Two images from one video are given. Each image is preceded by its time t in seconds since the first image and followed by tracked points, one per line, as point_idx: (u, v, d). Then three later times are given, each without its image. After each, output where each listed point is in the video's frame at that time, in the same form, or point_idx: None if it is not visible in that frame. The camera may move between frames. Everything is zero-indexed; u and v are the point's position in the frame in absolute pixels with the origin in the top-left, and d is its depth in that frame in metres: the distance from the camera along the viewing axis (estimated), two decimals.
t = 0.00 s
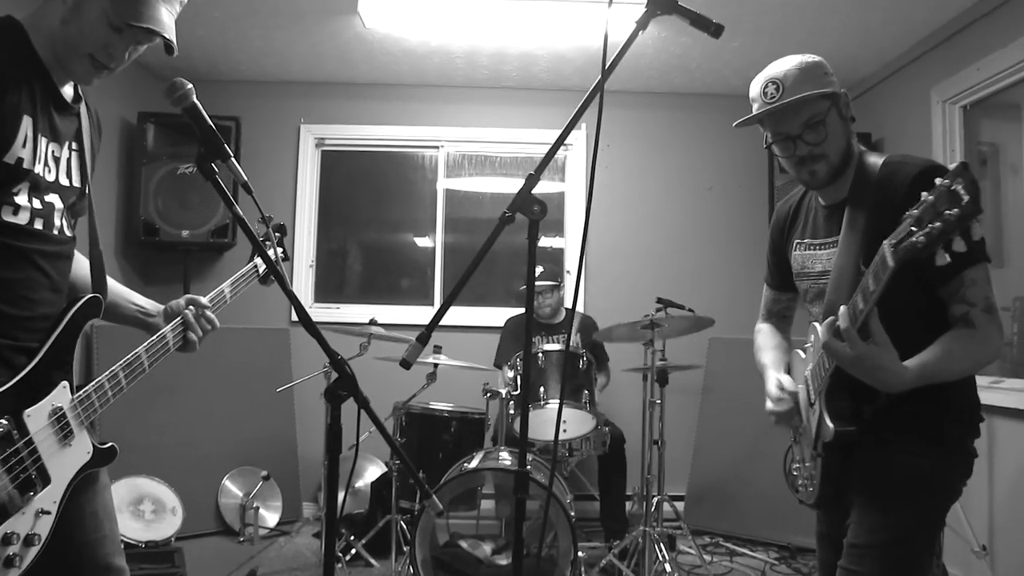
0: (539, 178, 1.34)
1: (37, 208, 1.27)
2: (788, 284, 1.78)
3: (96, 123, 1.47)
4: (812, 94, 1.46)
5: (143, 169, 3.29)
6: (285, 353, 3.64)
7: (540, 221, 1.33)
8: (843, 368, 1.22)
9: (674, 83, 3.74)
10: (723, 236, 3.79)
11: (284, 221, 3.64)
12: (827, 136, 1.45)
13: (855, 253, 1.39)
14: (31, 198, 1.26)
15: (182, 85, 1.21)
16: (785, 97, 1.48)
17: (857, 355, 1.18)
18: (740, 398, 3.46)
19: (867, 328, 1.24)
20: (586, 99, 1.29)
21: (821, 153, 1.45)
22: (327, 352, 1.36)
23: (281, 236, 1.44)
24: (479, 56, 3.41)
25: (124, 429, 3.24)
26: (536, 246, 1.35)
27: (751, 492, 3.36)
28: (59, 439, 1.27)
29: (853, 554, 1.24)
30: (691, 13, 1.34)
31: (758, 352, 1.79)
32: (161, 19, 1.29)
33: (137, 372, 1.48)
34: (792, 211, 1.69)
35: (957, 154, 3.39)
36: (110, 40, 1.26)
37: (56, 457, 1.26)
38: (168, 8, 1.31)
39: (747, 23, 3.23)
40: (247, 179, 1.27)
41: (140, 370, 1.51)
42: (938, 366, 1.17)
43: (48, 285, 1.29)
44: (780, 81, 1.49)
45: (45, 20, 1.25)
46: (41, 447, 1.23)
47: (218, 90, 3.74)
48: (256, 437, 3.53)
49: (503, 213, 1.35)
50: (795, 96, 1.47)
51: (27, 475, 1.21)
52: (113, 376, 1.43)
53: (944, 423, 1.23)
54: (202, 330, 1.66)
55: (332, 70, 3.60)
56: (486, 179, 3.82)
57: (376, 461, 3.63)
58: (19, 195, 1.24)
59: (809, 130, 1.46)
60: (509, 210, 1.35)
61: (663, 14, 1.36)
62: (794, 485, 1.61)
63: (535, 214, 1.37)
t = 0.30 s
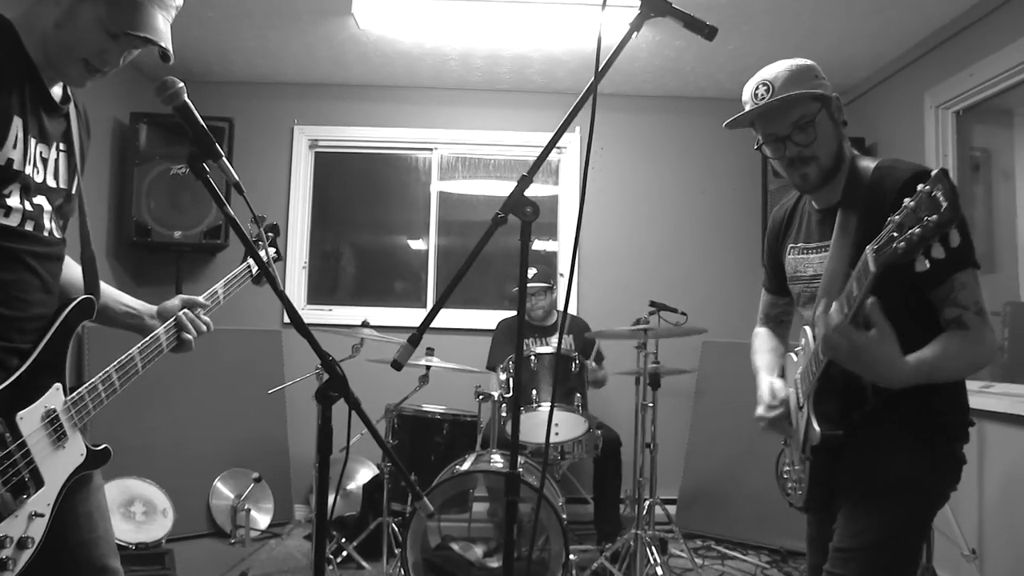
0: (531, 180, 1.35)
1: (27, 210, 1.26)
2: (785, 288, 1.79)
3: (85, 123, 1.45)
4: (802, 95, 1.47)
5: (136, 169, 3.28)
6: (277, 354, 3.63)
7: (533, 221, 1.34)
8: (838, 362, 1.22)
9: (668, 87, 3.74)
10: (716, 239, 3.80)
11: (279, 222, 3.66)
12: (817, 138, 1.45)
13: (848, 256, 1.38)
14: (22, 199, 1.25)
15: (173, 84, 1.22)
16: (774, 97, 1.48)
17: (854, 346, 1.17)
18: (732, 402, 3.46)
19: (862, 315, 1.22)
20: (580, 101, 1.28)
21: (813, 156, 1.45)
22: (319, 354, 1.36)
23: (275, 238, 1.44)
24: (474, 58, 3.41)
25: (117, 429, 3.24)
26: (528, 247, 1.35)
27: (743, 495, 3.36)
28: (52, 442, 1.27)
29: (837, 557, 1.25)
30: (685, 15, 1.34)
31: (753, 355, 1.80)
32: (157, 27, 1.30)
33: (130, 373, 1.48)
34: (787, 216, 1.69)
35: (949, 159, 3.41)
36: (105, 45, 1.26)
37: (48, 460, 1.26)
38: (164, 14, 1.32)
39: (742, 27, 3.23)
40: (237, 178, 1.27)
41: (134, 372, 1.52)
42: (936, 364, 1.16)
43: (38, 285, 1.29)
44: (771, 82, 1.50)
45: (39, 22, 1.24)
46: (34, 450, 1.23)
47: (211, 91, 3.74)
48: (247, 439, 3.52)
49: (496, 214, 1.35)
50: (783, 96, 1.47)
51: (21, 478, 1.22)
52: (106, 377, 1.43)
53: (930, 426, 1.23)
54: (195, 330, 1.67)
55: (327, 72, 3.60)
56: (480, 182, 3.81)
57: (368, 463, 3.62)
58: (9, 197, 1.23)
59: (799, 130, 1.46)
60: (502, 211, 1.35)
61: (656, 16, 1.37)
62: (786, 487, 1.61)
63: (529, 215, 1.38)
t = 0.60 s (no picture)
0: (520, 179, 1.37)
1: (15, 207, 1.25)
2: (773, 287, 1.80)
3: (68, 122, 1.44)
4: (791, 97, 1.48)
5: (125, 165, 3.27)
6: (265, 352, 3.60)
7: (520, 220, 1.36)
8: (824, 357, 1.19)
9: (660, 87, 3.74)
10: (707, 240, 3.81)
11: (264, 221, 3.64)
12: (807, 139, 1.46)
13: (837, 256, 1.39)
14: (9, 196, 1.24)
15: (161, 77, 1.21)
16: (763, 100, 1.49)
17: (840, 338, 1.15)
18: (721, 403, 3.47)
19: (846, 309, 1.25)
20: (568, 100, 1.32)
21: (803, 158, 1.46)
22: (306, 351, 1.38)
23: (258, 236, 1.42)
24: (465, 57, 3.41)
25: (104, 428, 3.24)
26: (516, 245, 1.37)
27: (731, 495, 3.37)
28: (45, 439, 1.26)
29: (822, 557, 1.25)
30: (676, 15, 1.35)
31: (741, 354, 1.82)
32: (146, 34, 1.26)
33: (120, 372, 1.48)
34: (777, 215, 1.70)
35: (938, 162, 3.43)
36: (92, 47, 1.23)
37: (42, 456, 1.26)
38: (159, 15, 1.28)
39: (733, 28, 3.23)
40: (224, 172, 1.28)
41: (122, 370, 1.51)
42: (922, 361, 1.17)
43: (28, 282, 1.28)
44: (759, 85, 1.51)
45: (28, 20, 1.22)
46: (27, 447, 1.23)
47: (202, 87, 3.72)
48: (234, 437, 3.50)
49: (484, 212, 1.35)
50: (772, 99, 1.48)
51: (15, 475, 1.21)
52: (96, 375, 1.43)
53: (914, 425, 1.23)
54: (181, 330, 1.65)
55: (318, 69, 3.59)
56: (471, 181, 3.81)
57: (356, 461, 3.61)
58: None
59: (790, 133, 1.46)
60: (490, 209, 1.35)
61: (648, 15, 1.38)
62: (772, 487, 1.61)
63: (516, 212, 1.40)
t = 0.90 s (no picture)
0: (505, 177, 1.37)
1: None
2: (759, 286, 1.80)
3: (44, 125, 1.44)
4: (777, 97, 1.47)
5: (109, 161, 3.25)
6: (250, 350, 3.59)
7: (506, 216, 1.34)
8: (803, 358, 1.20)
9: (648, 86, 3.74)
10: (694, 240, 3.81)
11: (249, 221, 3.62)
12: (793, 139, 1.46)
13: (821, 255, 1.39)
14: None
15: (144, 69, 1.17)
16: (749, 101, 1.49)
17: (821, 340, 1.14)
18: (707, 403, 3.47)
19: (828, 312, 1.23)
20: (554, 99, 1.33)
21: (790, 158, 1.46)
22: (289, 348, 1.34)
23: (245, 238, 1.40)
24: (453, 55, 3.40)
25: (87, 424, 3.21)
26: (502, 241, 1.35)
27: (718, 495, 3.37)
28: (37, 438, 1.26)
29: (805, 556, 1.25)
30: (663, 13, 1.35)
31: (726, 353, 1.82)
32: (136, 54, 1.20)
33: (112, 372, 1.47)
34: (763, 215, 1.69)
35: (924, 163, 3.45)
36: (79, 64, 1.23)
37: (35, 456, 1.25)
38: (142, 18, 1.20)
39: (721, 28, 3.24)
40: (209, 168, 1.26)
41: (113, 370, 1.51)
42: (898, 361, 1.18)
43: (15, 282, 1.29)
44: (745, 86, 1.50)
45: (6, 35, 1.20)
46: (19, 447, 1.22)
47: (189, 83, 3.70)
48: (220, 436, 3.49)
49: (470, 210, 1.38)
50: (758, 101, 1.48)
51: (8, 475, 1.20)
52: (89, 375, 1.42)
53: (896, 424, 1.23)
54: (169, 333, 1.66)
55: (306, 66, 3.58)
56: (459, 180, 3.80)
57: (342, 460, 3.59)
58: None
59: (776, 134, 1.46)
60: (476, 206, 1.38)
61: (634, 13, 1.37)
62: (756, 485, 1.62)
63: (501, 210, 1.38)
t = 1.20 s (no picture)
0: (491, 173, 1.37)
1: None
2: (743, 282, 1.78)
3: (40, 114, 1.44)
4: (762, 92, 1.47)
5: (94, 159, 3.22)
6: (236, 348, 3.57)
7: (492, 213, 1.35)
8: (784, 366, 1.22)
9: (635, 85, 3.74)
10: (681, 238, 3.82)
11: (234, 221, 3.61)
12: (777, 135, 1.46)
13: (806, 254, 1.38)
14: None
15: (126, 64, 1.16)
16: (733, 96, 1.48)
17: (796, 349, 1.18)
18: (694, 401, 3.48)
19: (806, 321, 1.23)
20: (541, 94, 1.33)
21: (772, 152, 1.46)
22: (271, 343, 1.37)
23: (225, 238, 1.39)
24: (440, 53, 3.39)
25: (75, 424, 3.22)
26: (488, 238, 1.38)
27: (706, 493, 3.38)
28: None
29: (789, 554, 1.24)
30: (649, 9, 1.36)
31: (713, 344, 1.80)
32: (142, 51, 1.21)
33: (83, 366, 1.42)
34: (748, 211, 1.69)
35: (911, 161, 3.46)
36: (84, 58, 1.20)
37: None
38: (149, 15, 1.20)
39: (708, 27, 3.24)
40: (193, 164, 1.27)
41: (84, 365, 1.46)
42: (880, 366, 1.18)
43: None
44: (730, 80, 1.49)
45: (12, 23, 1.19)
46: None
47: (175, 81, 3.68)
48: (206, 435, 3.48)
49: (455, 206, 1.35)
50: (742, 95, 1.47)
51: None
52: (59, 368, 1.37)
53: (881, 421, 1.23)
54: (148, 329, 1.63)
55: (293, 64, 3.57)
56: (445, 178, 3.81)
57: (329, 460, 3.58)
58: None
59: (759, 129, 1.46)
60: (461, 203, 1.36)
61: (621, 9, 1.37)
62: (740, 481, 1.61)
63: (488, 205, 1.39)
